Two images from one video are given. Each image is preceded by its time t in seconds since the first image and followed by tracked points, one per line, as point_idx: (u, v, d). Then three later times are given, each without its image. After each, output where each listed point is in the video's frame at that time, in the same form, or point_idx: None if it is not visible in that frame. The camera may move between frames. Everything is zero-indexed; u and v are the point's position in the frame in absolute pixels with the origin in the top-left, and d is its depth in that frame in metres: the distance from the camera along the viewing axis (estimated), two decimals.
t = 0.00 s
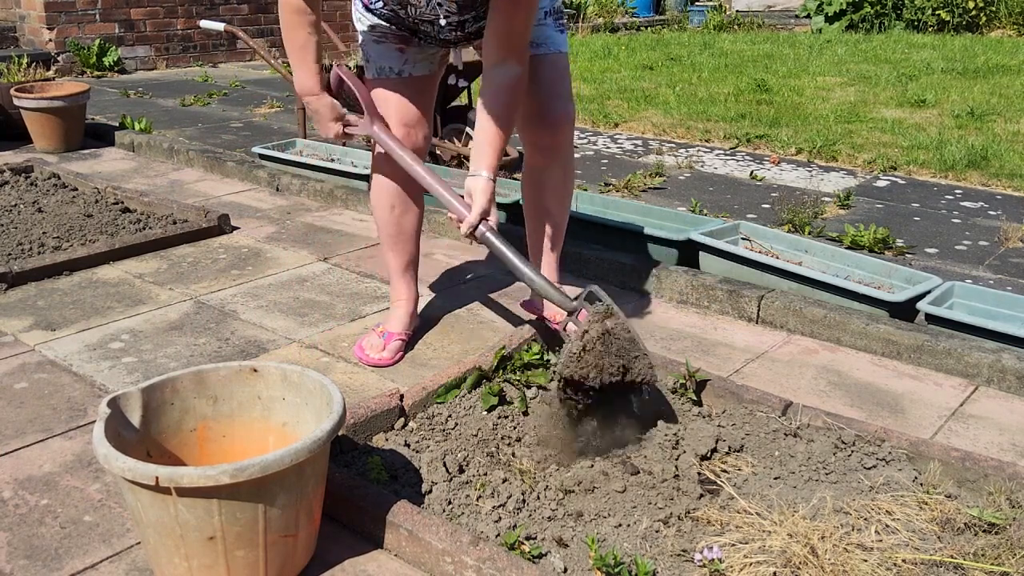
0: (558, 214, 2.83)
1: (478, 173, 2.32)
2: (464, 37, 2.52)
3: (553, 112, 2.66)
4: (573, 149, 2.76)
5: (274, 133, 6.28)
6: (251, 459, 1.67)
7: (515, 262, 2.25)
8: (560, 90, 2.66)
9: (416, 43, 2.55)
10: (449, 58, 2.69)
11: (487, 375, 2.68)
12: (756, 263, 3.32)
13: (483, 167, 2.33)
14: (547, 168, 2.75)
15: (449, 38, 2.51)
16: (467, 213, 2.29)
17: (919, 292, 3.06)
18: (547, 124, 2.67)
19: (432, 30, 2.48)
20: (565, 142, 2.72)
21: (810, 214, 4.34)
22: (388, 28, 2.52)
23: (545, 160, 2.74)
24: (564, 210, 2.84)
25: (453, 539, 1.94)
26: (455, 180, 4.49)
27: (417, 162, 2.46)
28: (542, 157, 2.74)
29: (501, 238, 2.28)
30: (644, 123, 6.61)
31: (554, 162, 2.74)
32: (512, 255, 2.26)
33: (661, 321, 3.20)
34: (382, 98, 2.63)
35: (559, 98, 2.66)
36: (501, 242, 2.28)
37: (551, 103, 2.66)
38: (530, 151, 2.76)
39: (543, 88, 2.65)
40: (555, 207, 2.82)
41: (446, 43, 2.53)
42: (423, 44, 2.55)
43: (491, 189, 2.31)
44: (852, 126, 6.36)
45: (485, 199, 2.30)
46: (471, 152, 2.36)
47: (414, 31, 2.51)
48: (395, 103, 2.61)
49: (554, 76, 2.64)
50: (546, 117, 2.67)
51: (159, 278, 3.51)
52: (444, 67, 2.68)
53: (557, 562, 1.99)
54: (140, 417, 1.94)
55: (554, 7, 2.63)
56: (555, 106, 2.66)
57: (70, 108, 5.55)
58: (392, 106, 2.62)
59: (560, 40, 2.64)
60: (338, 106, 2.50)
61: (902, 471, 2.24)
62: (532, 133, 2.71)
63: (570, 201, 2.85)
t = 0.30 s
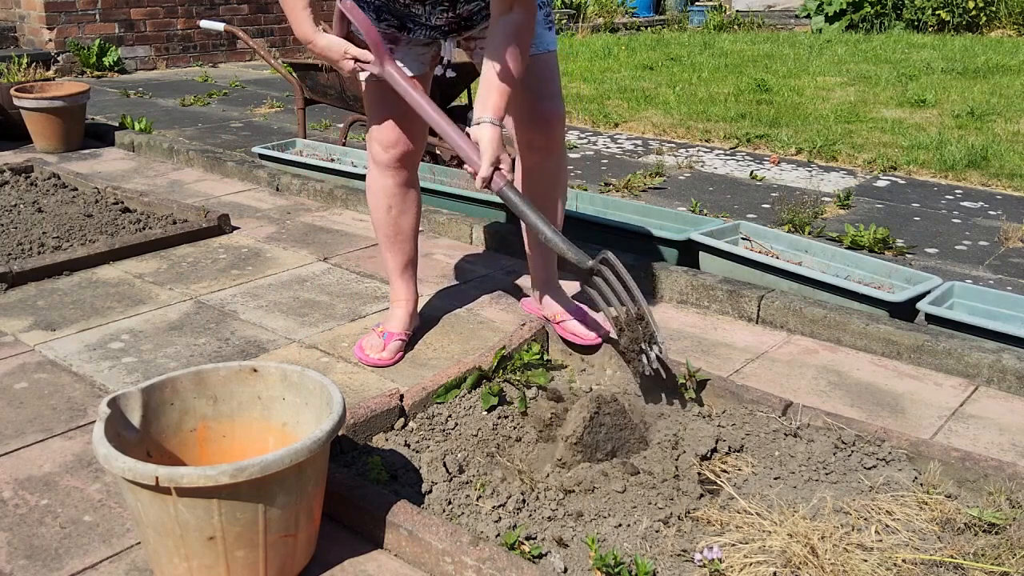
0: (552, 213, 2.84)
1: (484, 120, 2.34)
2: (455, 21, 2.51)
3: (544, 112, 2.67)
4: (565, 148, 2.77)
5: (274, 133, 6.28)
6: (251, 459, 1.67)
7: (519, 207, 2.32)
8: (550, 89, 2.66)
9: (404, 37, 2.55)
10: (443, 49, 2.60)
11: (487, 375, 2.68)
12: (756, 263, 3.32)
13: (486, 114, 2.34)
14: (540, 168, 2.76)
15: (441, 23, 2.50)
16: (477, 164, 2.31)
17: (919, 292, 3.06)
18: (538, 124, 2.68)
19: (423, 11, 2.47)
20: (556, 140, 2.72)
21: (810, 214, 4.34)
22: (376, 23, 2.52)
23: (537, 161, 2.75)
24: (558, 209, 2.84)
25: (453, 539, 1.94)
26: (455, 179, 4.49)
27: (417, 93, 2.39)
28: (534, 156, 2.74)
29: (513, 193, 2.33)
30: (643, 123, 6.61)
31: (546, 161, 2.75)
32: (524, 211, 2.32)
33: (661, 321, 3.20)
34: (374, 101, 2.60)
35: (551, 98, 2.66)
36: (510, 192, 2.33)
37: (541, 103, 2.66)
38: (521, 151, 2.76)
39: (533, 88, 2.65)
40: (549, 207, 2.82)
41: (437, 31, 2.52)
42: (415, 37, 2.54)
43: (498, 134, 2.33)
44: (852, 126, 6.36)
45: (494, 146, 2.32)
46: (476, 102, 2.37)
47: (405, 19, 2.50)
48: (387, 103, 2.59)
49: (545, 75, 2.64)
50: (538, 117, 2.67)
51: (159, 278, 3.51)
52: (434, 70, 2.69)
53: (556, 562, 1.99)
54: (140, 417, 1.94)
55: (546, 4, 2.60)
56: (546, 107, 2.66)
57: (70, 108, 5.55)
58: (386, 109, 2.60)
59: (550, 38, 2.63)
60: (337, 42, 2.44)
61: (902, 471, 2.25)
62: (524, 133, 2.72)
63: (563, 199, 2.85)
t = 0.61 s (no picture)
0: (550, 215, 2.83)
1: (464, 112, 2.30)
2: (455, 14, 2.51)
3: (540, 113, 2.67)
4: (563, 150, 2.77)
5: (274, 133, 6.28)
6: (251, 459, 1.67)
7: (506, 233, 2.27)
8: (546, 89, 2.67)
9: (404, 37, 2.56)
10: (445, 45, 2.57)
11: (487, 375, 2.68)
12: (757, 263, 3.32)
13: (466, 107, 2.31)
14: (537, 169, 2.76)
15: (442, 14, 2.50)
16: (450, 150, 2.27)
17: (918, 292, 3.06)
18: (535, 124, 2.69)
19: (423, 4, 2.46)
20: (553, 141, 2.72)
21: (810, 214, 4.34)
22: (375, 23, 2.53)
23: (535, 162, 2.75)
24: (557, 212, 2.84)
25: (453, 539, 1.94)
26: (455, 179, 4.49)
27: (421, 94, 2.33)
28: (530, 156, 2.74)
29: (506, 227, 2.27)
30: (644, 123, 6.61)
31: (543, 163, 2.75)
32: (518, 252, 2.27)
33: (661, 321, 3.20)
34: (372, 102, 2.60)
35: (548, 96, 2.67)
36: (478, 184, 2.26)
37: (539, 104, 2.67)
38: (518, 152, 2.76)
39: (531, 89, 2.65)
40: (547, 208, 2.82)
41: (437, 26, 2.53)
42: (415, 35, 2.55)
43: (474, 128, 2.28)
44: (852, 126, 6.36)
45: (469, 138, 2.26)
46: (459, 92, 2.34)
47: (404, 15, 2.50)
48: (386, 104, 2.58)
49: (543, 72, 2.65)
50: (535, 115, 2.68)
51: (159, 278, 3.51)
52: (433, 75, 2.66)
53: (557, 562, 1.99)
54: (140, 417, 1.94)
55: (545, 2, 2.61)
56: (542, 107, 2.67)
57: (70, 108, 5.55)
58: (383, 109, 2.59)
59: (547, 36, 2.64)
60: (354, 33, 2.44)
61: (902, 471, 2.24)
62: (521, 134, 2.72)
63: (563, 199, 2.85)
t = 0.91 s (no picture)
0: (550, 213, 2.84)
1: (480, 56, 2.29)
2: (455, 7, 2.56)
3: (542, 113, 2.69)
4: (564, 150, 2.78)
5: (274, 133, 6.28)
6: (251, 459, 1.67)
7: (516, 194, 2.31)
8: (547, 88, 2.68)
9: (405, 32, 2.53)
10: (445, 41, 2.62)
11: (487, 375, 2.68)
12: (757, 263, 3.32)
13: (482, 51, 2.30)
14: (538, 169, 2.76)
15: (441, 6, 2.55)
16: (463, 97, 2.26)
17: (918, 292, 3.06)
18: (536, 125, 2.70)
19: None
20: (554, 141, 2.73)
21: (810, 214, 4.34)
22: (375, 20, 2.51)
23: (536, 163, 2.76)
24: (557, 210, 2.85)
25: (453, 539, 1.94)
26: (455, 179, 4.49)
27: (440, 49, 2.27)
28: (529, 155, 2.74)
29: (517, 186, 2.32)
30: (644, 123, 6.61)
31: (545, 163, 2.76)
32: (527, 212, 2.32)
33: (661, 321, 3.20)
34: (374, 103, 2.60)
35: (549, 96, 2.69)
36: (485, 132, 2.26)
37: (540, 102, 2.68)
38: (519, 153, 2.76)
39: (533, 89, 2.66)
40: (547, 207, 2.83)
41: (438, 19, 2.57)
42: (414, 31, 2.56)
43: (489, 73, 2.28)
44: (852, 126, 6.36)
45: (484, 80, 2.26)
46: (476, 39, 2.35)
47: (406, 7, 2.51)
48: (388, 104, 2.58)
49: (545, 71, 2.65)
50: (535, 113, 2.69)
51: (159, 278, 3.51)
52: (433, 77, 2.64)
53: (557, 562, 1.99)
54: (140, 417, 1.94)
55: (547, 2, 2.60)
56: (544, 107, 2.69)
57: (70, 108, 5.55)
58: (385, 110, 2.59)
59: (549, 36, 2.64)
60: None
61: (902, 471, 2.25)
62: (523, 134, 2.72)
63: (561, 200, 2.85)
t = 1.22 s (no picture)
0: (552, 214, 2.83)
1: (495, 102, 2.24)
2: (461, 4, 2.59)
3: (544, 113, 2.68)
4: (564, 150, 2.79)
5: (274, 133, 6.28)
6: (251, 459, 1.67)
7: (530, 271, 2.35)
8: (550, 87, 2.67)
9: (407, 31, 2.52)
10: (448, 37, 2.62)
11: (487, 375, 2.68)
12: (757, 263, 3.32)
13: (495, 93, 2.24)
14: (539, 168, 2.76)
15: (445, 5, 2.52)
16: (477, 141, 2.21)
17: (918, 292, 3.06)
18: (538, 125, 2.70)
19: None
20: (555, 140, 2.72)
21: (810, 214, 4.34)
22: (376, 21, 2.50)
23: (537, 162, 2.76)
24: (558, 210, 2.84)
25: (453, 539, 1.94)
26: (455, 179, 4.49)
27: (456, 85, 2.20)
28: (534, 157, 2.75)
29: (531, 265, 2.36)
30: (644, 123, 6.61)
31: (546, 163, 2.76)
32: (536, 287, 2.35)
33: (661, 321, 3.20)
34: (375, 104, 2.60)
35: (552, 96, 2.68)
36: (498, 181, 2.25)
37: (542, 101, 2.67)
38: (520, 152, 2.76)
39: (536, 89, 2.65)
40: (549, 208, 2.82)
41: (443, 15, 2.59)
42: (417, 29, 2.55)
43: (502, 121, 2.23)
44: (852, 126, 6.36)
45: (496, 130, 2.21)
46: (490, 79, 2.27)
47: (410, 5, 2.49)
48: (389, 106, 2.58)
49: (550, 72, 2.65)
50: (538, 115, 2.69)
51: (159, 278, 3.51)
52: (433, 80, 2.63)
53: (556, 562, 1.99)
54: (140, 417, 1.94)
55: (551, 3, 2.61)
56: (546, 107, 2.68)
57: (70, 108, 5.55)
58: (386, 110, 2.59)
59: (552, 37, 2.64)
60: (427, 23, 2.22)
61: (902, 471, 2.25)
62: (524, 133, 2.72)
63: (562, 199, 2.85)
